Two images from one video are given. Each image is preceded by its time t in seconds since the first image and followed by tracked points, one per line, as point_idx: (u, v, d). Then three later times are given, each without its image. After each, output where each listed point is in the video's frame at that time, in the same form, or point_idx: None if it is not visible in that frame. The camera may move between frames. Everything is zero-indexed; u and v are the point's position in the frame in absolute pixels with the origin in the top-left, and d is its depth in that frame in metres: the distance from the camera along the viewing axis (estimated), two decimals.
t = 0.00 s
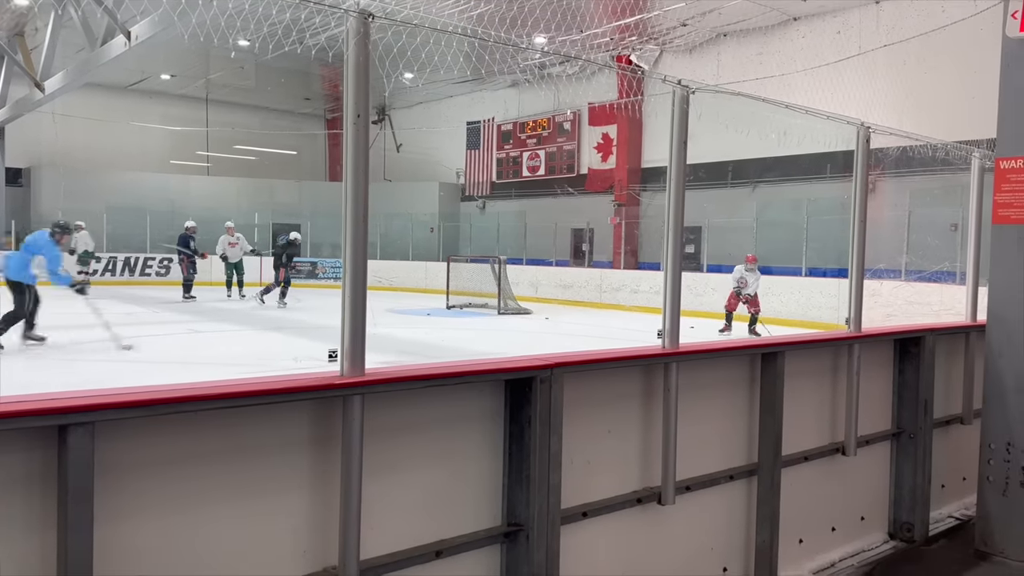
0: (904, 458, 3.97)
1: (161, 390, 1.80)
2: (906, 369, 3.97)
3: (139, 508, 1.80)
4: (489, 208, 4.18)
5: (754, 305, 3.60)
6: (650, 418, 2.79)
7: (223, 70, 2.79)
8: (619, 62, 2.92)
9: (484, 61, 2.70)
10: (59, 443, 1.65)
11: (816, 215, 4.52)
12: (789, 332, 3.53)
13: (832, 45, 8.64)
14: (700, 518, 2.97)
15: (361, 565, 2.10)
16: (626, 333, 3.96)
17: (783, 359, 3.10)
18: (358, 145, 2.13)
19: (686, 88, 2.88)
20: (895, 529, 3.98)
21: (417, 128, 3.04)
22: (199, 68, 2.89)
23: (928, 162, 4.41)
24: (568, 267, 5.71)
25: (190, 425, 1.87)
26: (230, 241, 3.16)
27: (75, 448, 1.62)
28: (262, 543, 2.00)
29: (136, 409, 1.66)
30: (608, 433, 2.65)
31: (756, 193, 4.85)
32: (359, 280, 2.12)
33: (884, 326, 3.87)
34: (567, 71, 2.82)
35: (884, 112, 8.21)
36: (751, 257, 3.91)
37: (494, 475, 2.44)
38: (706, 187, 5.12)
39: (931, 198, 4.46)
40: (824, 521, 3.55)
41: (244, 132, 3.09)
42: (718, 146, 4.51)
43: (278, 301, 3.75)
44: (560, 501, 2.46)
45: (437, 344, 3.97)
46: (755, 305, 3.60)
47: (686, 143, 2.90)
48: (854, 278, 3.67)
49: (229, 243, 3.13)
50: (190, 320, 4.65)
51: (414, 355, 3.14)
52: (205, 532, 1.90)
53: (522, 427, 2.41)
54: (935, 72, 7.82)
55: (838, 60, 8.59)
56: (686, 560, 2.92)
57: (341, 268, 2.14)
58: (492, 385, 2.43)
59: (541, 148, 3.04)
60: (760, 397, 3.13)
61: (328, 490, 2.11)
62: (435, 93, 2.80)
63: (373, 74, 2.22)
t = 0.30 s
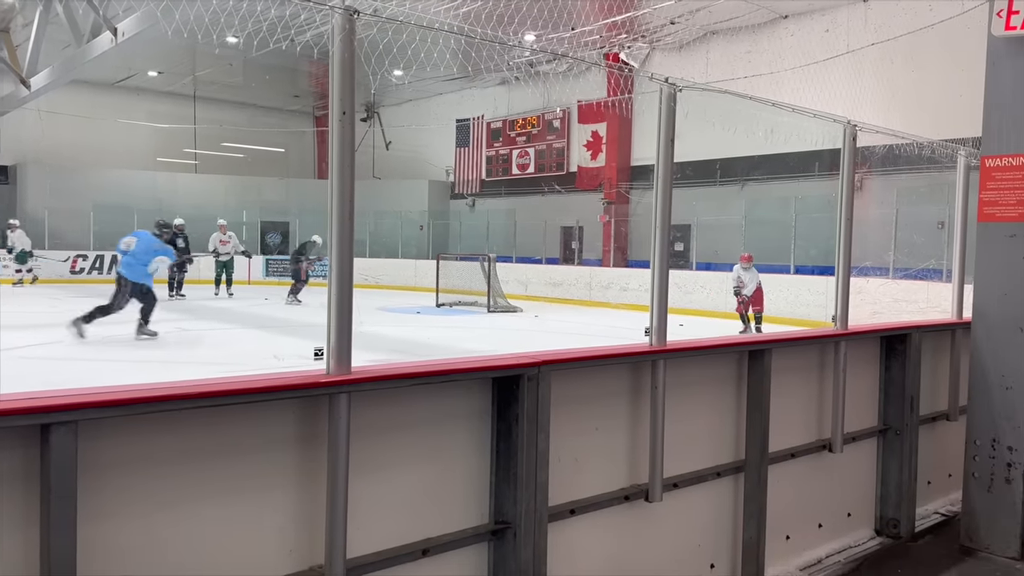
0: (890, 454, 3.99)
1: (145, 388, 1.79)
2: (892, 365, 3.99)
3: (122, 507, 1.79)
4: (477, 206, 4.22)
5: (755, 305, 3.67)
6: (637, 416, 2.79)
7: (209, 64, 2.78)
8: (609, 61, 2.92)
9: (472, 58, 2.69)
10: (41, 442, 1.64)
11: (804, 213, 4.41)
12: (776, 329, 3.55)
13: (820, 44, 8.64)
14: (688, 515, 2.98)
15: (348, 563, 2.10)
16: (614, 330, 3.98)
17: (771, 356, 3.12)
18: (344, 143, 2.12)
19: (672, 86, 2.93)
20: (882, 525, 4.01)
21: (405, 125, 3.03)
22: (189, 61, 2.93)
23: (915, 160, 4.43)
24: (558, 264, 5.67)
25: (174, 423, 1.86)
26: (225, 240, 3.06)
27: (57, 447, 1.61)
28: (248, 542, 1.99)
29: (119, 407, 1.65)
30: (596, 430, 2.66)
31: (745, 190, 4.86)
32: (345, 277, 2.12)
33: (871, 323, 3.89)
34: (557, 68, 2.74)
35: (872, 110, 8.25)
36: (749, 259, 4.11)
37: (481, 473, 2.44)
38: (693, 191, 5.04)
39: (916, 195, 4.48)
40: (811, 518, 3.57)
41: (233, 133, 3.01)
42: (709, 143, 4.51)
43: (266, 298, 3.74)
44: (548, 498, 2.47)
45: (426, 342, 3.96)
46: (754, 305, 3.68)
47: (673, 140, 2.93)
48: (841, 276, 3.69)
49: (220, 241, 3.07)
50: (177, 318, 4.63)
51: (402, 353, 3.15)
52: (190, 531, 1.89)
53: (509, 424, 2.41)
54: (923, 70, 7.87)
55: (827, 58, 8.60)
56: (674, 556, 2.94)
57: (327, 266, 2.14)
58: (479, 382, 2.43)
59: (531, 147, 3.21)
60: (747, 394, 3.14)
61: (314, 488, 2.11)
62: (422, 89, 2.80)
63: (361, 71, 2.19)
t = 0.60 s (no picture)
0: (881, 451, 4.01)
1: (136, 386, 1.79)
2: (883, 363, 4.01)
3: (113, 505, 1.78)
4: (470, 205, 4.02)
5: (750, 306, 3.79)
6: (629, 413, 2.80)
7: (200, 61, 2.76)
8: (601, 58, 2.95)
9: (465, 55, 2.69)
10: (32, 440, 1.63)
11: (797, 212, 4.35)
12: (767, 326, 3.56)
13: (812, 42, 8.51)
14: (680, 512, 2.99)
15: (340, 561, 2.09)
16: (607, 328, 3.99)
17: (762, 353, 3.13)
18: (336, 140, 2.11)
19: (665, 85, 2.92)
20: (873, 521, 4.03)
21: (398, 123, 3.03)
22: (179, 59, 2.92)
23: (905, 158, 4.41)
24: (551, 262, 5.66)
25: (165, 422, 1.86)
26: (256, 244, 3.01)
27: (48, 445, 1.60)
28: (240, 540, 1.99)
29: (110, 405, 1.64)
30: (588, 427, 2.66)
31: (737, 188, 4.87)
32: (338, 275, 2.11)
33: (861, 321, 3.91)
34: (550, 65, 2.77)
35: (863, 108, 8.29)
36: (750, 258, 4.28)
37: (473, 470, 2.45)
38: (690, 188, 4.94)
39: (908, 193, 4.54)
40: (802, 514, 3.59)
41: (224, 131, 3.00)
42: (702, 141, 4.51)
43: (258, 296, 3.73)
44: (541, 496, 2.47)
45: (419, 341, 3.96)
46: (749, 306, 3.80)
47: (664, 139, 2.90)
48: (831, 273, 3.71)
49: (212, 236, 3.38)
50: (169, 316, 4.62)
51: (395, 350, 3.15)
52: (182, 529, 1.89)
53: (502, 422, 2.41)
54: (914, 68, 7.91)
55: (818, 56, 8.45)
56: (666, 553, 2.95)
57: (319, 264, 2.13)
58: (471, 380, 2.43)
59: (525, 144, 3.20)
60: (739, 391, 3.15)
61: (306, 486, 2.10)
62: (415, 87, 2.80)
63: (352, 69, 2.18)
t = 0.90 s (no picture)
0: (877, 449, 4.03)
1: (134, 384, 1.78)
2: (879, 360, 4.03)
3: (111, 504, 1.78)
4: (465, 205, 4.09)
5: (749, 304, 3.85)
6: (627, 411, 2.80)
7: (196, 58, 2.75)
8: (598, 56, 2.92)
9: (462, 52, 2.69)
10: (30, 439, 1.62)
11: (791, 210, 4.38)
12: (764, 324, 3.57)
13: (808, 40, 8.65)
14: (677, 509, 3.00)
15: (339, 559, 2.09)
16: (603, 327, 3.99)
17: (759, 351, 3.14)
18: (334, 137, 2.09)
19: (662, 82, 2.88)
20: (868, 519, 4.05)
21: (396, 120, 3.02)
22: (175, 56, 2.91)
23: (902, 157, 4.43)
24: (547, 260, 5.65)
25: (163, 420, 1.85)
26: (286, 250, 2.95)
27: (46, 444, 1.60)
28: (238, 538, 1.99)
29: (109, 404, 1.63)
30: (586, 425, 2.67)
31: (733, 186, 4.87)
32: (336, 273, 2.10)
33: (857, 319, 3.93)
34: (547, 63, 2.75)
35: (859, 107, 8.33)
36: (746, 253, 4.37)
37: (472, 468, 2.45)
38: (681, 183, 4.97)
39: (902, 192, 4.53)
40: (799, 512, 3.61)
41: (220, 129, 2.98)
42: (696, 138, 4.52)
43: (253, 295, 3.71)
44: (539, 494, 2.48)
45: (415, 339, 3.96)
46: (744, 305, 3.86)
47: (662, 135, 2.90)
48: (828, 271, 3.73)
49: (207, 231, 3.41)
50: (165, 314, 4.62)
51: (393, 349, 3.14)
52: (180, 528, 1.88)
53: (500, 420, 2.41)
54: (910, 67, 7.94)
55: (814, 55, 8.57)
56: (664, 550, 2.95)
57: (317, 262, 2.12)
58: (470, 378, 2.43)
59: (521, 142, 3.16)
60: (736, 389, 3.16)
61: (305, 484, 2.10)
62: (412, 85, 2.79)
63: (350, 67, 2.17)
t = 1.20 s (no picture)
0: (876, 448, 4.04)
1: (135, 382, 1.78)
2: (879, 359, 4.03)
3: (111, 502, 1.77)
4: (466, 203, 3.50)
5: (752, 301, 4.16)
6: (627, 409, 2.81)
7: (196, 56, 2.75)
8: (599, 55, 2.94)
9: (461, 51, 2.72)
10: (31, 436, 1.62)
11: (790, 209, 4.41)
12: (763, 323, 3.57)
13: (807, 40, 8.54)
14: (677, 508, 3.00)
15: (339, 558, 2.09)
16: (603, 326, 3.99)
17: (759, 350, 3.14)
18: (335, 135, 2.11)
19: (662, 82, 3.01)
20: (868, 518, 4.05)
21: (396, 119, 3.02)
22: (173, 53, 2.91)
23: (902, 156, 4.44)
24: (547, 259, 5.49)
25: (164, 418, 1.85)
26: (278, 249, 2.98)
27: (47, 442, 1.59)
28: (239, 536, 1.99)
29: (110, 401, 1.63)
30: (586, 424, 2.67)
31: (733, 184, 4.82)
32: (336, 271, 2.11)
33: (857, 318, 3.93)
34: (546, 61, 2.80)
35: (859, 105, 8.32)
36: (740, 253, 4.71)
37: (472, 466, 2.45)
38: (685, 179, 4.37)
39: (903, 191, 4.45)
40: (799, 511, 3.61)
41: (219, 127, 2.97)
42: (695, 137, 4.54)
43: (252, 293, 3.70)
44: (539, 492, 2.48)
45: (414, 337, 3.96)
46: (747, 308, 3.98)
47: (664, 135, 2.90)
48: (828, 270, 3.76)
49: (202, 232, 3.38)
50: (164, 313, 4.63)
51: (393, 348, 3.14)
52: (181, 526, 1.88)
53: (500, 419, 2.41)
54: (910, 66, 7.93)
55: (814, 54, 8.52)
56: (664, 548, 2.96)
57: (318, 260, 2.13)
58: (470, 376, 2.43)
59: (521, 141, 3.21)
60: (736, 388, 3.16)
61: (305, 482, 2.10)
62: (413, 84, 2.79)
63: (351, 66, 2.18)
